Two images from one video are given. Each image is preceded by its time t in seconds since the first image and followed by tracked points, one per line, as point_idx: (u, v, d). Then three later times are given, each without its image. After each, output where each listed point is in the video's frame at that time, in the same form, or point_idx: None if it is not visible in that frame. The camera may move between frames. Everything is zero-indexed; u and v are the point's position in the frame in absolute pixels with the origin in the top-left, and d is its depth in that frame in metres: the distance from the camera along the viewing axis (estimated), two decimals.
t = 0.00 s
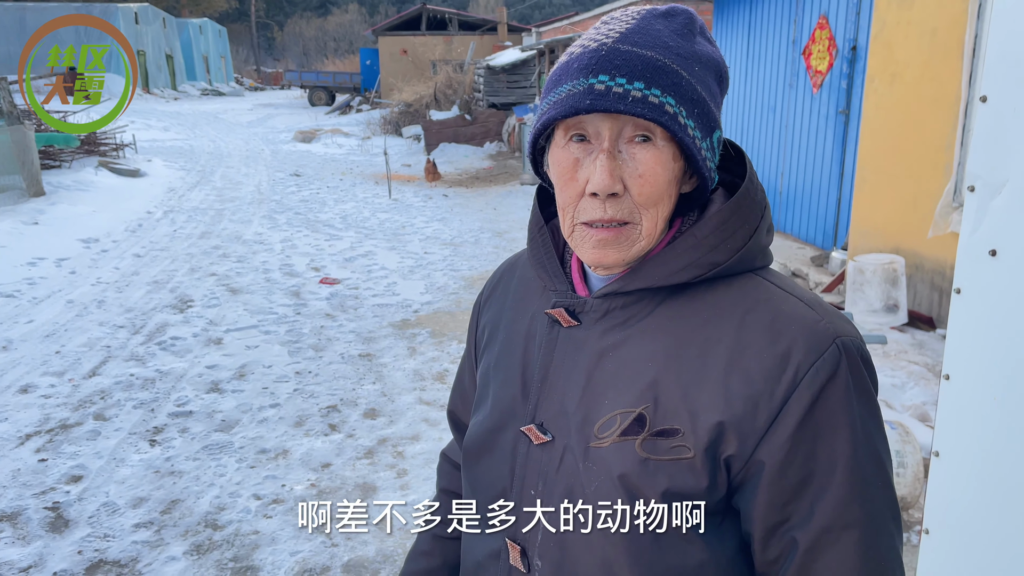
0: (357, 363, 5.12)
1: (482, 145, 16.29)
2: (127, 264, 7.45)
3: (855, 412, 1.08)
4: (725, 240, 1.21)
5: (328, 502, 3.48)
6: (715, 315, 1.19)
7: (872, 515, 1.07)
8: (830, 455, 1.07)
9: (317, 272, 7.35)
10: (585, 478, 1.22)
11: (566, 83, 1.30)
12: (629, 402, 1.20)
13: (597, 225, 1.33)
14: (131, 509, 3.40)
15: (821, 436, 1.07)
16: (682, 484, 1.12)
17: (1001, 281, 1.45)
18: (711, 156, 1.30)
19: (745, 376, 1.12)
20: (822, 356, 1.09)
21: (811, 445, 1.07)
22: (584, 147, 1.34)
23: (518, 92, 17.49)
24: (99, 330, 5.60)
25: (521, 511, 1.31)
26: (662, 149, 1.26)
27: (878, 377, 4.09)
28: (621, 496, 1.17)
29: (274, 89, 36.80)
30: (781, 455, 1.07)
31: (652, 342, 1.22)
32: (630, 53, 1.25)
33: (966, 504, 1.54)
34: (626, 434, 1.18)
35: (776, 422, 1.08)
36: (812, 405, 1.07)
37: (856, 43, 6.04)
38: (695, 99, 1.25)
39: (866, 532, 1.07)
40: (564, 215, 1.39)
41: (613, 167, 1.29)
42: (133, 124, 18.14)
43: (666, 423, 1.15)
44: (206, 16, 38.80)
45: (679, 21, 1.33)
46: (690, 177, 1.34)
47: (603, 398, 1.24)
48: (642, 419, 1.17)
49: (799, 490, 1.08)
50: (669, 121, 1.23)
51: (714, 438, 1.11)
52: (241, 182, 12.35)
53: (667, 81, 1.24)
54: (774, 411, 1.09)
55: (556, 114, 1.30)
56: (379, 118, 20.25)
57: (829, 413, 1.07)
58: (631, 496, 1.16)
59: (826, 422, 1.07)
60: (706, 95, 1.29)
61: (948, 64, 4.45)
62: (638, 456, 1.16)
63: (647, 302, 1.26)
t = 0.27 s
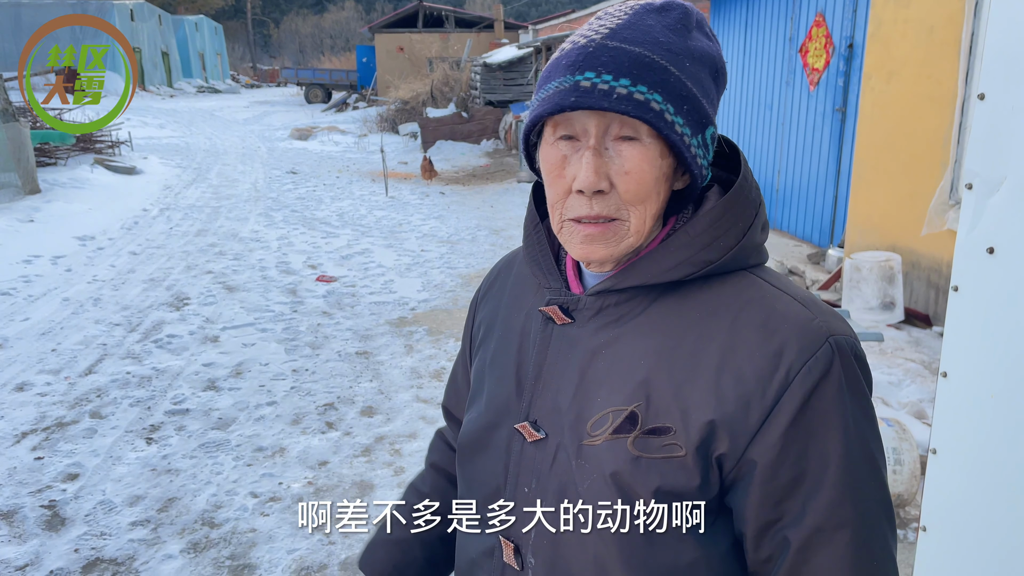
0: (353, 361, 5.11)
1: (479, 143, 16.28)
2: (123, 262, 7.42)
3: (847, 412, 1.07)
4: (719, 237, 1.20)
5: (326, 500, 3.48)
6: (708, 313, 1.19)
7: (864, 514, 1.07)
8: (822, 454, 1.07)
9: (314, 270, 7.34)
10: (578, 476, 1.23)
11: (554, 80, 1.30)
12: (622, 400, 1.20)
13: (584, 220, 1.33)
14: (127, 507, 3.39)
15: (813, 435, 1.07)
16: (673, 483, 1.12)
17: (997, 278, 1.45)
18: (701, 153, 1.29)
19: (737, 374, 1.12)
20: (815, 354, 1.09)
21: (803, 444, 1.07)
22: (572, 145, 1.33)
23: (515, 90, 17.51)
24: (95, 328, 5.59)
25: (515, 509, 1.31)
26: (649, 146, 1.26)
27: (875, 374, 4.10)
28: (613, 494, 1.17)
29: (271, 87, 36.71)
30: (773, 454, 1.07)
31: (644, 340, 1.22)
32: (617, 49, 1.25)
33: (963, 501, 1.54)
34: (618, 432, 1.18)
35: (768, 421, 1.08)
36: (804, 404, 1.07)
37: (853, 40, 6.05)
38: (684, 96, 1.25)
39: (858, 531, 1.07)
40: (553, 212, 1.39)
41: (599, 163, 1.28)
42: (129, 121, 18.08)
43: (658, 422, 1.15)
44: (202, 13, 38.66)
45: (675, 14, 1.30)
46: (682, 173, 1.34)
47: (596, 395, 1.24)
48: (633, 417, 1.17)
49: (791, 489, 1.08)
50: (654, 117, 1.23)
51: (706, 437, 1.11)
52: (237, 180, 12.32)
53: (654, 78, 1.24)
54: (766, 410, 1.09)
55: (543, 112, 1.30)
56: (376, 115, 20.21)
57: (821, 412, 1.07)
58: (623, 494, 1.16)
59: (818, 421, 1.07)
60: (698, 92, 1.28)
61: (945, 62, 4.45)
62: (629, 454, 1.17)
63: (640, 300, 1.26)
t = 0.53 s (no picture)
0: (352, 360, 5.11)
1: (478, 142, 16.27)
2: (122, 261, 7.41)
3: (845, 419, 1.07)
4: (723, 239, 1.20)
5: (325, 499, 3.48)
6: (708, 313, 1.19)
7: (859, 521, 1.07)
8: (818, 460, 1.07)
9: (312, 269, 7.33)
10: (576, 472, 1.23)
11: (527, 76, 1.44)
12: (620, 397, 1.20)
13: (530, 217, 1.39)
14: (126, 506, 3.38)
15: (810, 440, 1.07)
16: (667, 482, 1.12)
17: (995, 277, 1.46)
18: (614, 155, 1.26)
19: (735, 377, 1.12)
20: (814, 361, 1.09)
21: (799, 448, 1.07)
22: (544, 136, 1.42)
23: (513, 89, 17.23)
24: (94, 327, 5.58)
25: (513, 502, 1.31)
26: (547, 143, 1.31)
27: (873, 373, 4.11)
28: (608, 490, 1.17)
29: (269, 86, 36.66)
30: (768, 456, 1.07)
31: (644, 338, 1.22)
32: (555, 49, 1.34)
33: (963, 499, 1.54)
34: (614, 430, 1.18)
35: (764, 424, 1.08)
36: (801, 409, 1.07)
37: (851, 39, 6.05)
38: (582, 95, 1.26)
39: (853, 538, 1.06)
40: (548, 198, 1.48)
41: (528, 162, 1.35)
42: (127, 120, 18.05)
43: (655, 420, 1.15)
44: (200, 12, 38.60)
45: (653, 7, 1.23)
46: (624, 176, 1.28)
47: (595, 392, 1.24)
48: (631, 415, 1.17)
49: (787, 493, 1.08)
50: (552, 123, 1.28)
51: (701, 437, 1.11)
52: (236, 179, 12.31)
53: (561, 77, 1.29)
54: (762, 413, 1.09)
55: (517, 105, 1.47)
56: (374, 114, 20.20)
57: (819, 418, 1.07)
58: (617, 490, 1.16)
59: (814, 426, 1.07)
60: (620, 91, 1.24)
61: (943, 60, 4.45)
62: (625, 451, 1.17)
63: (643, 297, 1.25)
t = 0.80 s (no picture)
0: (353, 360, 5.12)
1: (479, 143, 16.29)
2: (123, 262, 7.43)
3: (840, 430, 1.06)
4: (723, 245, 1.20)
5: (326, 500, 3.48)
6: (707, 317, 1.19)
7: (852, 533, 1.06)
8: (811, 469, 1.06)
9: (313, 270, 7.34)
10: (570, 470, 1.23)
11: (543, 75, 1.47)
12: (616, 398, 1.20)
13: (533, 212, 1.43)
14: (127, 507, 3.39)
15: (803, 449, 1.06)
16: (658, 483, 1.12)
17: (995, 278, 1.46)
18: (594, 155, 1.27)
19: (729, 382, 1.12)
20: (810, 369, 1.08)
21: (792, 457, 1.07)
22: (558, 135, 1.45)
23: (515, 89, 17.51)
24: (95, 328, 5.59)
25: (511, 497, 1.32)
26: (536, 143, 1.35)
27: (874, 374, 4.10)
28: (600, 489, 1.18)
29: (270, 86, 36.69)
30: (759, 463, 1.07)
31: (643, 339, 1.22)
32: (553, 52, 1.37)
33: (964, 500, 1.54)
34: (608, 429, 1.18)
35: (756, 430, 1.08)
36: (794, 417, 1.07)
37: (852, 40, 6.05)
38: (564, 95, 1.28)
39: (844, 549, 1.05)
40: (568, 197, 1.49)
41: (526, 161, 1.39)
42: (129, 121, 18.08)
43: (648, 422, 1.15)
44: (201, 13, 38.64)
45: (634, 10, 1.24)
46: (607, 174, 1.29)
47: (593, 391, 1.24)
48: (625, 416, 1.18)
49: (779, 501, 1.07)
50: (538, 125, 1.31)
51: (693, 441, 1.11)
52: (237, 180, 12.32)
53: (551, 78, 1.32)
54: (755, 419, 1.08)
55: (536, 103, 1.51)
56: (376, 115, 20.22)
57: (812, 428, 1.06)
58: (609, 490, 1.17)
59: (807, 435, 1.06)
60: (600, 92, 1.25)
61: (944, 60, 4.45)
62: (618, 452, 1.17)
63: (645, 298, 1.26)
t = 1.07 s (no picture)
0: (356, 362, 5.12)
1: (482, 144, 16.32)
2: (126, 263, 7.44)
3: (839, 435, 1.06)
4: (725, 248, 1.20)
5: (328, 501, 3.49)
6: (708, 321, 1.19)
7: (849, 537, 1.06)
8: (809, 474, 1.06)
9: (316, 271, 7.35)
10: (570, 471, 1.23)
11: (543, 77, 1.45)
12: (616, 400, 1.20)
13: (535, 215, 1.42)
14: (130, 508, 3.40)
15: (802, 455, 1.06)
16: (658, 486, 1.13)
17: (997, 279, 1.46)
18: (608, 160, 1.27)
19: (729, 386, 1.12)
20: (810, 374, 1.08)
21: (791, 461, 1.06)
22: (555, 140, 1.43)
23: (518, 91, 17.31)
24: (99, 329, 5.60)
25: (511, 497, 1.32)
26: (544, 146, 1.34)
27: (877, 375, 4.09)
28: (600, 491, 1.18)
29: (273, 88, 36.73)
30: (758, 466, 1.07)
31: (645, 341, 1.22)
32: (562, 56, 1.35)
33: (966, 503, 1.54)
34: (608, 431, 1.18)
35: (755, 435, 1.08)
36: (793, 421, 1.07)
37: (855, 41, 6.04)
38: (576, 100, 1.28)
39: (841, 554, 1.05)
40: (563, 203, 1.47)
41: (531, 163, 1.38)
42: (132, 123, 18.12)
43: (648, 424, 1.16)
44: (205, 15, 38.76)
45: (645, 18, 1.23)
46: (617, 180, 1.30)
47: (593, 393, 1.24)
48: (625, 418, 1.17)
49: (777, 506, 1.07)
50: (550, 128, 1.30)
51: (692, 444, 1.11)
52: (240, 181, 12.34)
53: (563, 82, 1.30)
54: (754, 423, 1.08)
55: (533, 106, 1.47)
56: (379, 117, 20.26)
57: (812, 432, 1.06)
58: (609, 492, 1.17)
59: (805, 440, 1.06)
60: (613, 96, 1.25)
61: (946, 62, 4.45)
62: (618, 454, 1.17)
63: (646, 302, 1.26)
